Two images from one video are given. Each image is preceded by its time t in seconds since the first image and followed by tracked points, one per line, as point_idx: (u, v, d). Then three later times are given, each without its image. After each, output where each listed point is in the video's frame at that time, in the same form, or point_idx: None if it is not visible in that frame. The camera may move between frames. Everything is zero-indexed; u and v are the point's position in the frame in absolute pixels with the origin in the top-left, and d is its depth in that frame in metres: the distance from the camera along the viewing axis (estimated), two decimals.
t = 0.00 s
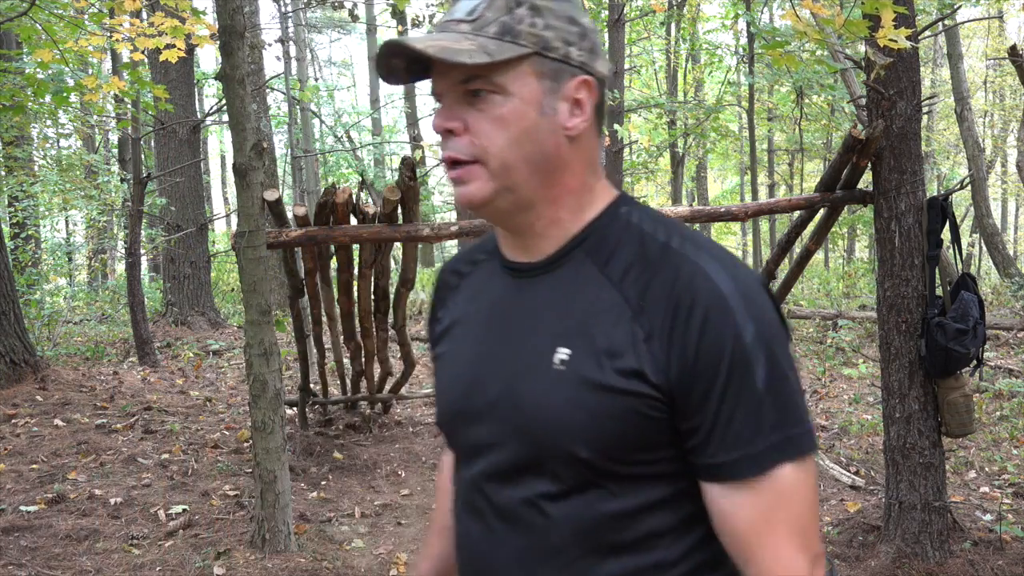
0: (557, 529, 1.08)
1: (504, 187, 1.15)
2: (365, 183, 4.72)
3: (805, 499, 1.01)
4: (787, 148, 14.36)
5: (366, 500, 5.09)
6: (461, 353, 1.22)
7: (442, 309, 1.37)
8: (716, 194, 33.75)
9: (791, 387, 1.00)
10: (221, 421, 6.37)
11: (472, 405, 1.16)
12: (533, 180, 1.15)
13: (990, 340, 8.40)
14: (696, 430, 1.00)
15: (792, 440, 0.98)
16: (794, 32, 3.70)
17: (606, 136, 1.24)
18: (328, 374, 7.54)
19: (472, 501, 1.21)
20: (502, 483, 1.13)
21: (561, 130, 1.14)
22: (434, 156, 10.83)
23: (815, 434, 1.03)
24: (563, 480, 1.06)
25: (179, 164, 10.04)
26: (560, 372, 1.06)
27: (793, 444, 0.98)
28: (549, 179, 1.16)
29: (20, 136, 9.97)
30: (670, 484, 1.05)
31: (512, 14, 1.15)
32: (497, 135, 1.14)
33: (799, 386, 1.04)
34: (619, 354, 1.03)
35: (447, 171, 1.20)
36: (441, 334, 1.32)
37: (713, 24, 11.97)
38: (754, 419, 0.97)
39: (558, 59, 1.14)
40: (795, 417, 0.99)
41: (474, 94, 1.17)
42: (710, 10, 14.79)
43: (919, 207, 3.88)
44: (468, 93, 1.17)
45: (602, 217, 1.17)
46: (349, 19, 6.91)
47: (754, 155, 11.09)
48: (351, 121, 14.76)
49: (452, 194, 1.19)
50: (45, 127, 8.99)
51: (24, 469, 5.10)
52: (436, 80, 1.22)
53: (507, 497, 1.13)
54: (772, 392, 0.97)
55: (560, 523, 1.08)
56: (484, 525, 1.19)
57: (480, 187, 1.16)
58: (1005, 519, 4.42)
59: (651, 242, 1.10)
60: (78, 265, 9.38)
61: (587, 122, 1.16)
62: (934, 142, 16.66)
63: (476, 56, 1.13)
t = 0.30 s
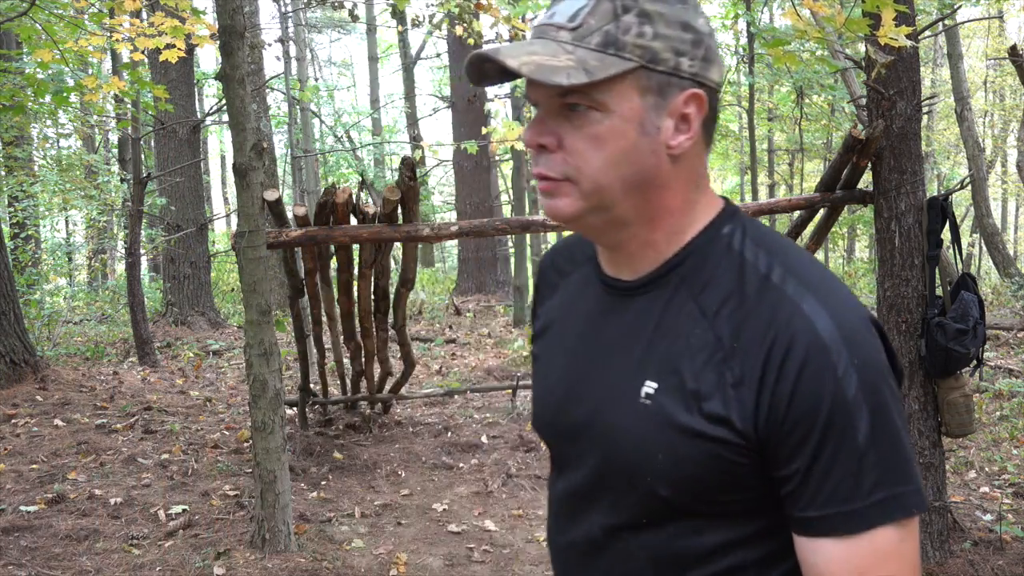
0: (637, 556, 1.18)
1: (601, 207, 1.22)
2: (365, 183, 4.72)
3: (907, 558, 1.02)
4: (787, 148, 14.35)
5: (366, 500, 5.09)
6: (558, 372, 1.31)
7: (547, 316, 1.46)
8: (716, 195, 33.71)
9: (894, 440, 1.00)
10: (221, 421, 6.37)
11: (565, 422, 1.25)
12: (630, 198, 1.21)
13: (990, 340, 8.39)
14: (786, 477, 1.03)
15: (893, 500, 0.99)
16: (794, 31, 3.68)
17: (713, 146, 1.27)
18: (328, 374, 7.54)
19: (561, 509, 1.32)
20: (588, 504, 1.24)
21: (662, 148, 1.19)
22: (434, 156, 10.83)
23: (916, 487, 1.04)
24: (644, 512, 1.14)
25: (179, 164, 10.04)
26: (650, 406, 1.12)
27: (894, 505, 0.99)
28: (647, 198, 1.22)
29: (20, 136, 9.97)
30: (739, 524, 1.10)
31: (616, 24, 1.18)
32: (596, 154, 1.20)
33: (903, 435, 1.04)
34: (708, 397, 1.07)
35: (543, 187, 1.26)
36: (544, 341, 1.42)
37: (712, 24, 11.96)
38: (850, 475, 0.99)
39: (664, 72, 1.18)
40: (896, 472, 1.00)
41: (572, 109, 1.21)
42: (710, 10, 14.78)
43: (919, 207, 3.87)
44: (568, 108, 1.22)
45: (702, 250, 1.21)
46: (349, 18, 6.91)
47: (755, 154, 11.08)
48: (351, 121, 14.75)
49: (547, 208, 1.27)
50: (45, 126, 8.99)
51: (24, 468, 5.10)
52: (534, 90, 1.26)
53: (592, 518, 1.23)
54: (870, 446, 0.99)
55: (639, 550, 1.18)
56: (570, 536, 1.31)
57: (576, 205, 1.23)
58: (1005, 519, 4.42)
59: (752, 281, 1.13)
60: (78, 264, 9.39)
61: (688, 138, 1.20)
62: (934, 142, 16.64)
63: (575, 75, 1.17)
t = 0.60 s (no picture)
0: (627, 519, 1.28)
1: (628, 181, 1.32)
2: (365, 183, 4.71)
3: (878, 560, 1.02)
4: (787, 148, 14.35)
5: (366, 500, 5.09)
6: (592, 343, 1.41)
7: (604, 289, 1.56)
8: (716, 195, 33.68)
9: (869, 443, 0.99)
10: (222, 421, 6.37)
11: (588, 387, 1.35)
12: (656, 177, 1.30)
13: (991, 340, 8.39)
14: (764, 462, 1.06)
15: (861, 500, 0.99)
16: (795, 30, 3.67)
17: (760, 138, 1.29)
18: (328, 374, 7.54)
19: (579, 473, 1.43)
20: (595, 470, 1.33)
21: (691, 135, 1.26)
22: (434, 157, 10.82)
23: (898, 495, 1.02)
24: (635, 478, 1.23)
25: (179, 164, 10.04)
26: (650, 377, 1.19)
27: (863, 505, 0.99)
28: (674, 180, 1.29)
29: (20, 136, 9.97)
30: (728, 504, 1.15)
31: (656, 12, 1.26)
32: (627, 134, 1.30)
33: (888, 441, 1.02)
34: (699, 376, 1.12)
35: (584, 158, 1.39)
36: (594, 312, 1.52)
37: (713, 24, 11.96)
38: (817, 468, 1.00)
39: (699, 62, 1.23)
40: (866, 474, 0.99)
41: (612, 90, 1.31)
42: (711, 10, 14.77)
43: (920, 207, 3.87)
44: (608, 87, 1.32)
45: (721, 242, 1.25)
46: (349, 18, 6.91)
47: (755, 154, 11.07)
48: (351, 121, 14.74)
49: (585, 178, 1.39)
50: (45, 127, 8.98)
51: (25, 468, 5.10)
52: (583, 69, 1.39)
53: (597, 482, 1.33)
54: (839, 444, 0.99)
55: (630, 515, 1.27)
56: (581, 496, 1.42)
57: (608, 178, 1.34)
58: (1005, 519, 4.42)
59: (759, 272, 1.15)
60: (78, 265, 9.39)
61: (719, 130, 1.25)
62: (934, 141, 16.62)
63: (602, 54, 1.29)
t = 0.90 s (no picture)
0: (610, 472, 1.40)
1: (625, 169, 1.43)
2: (365, 183, 4.71)
3: (807, 500, 1.10)
4: (787, 148, 14.34)
5: (366, 500, 5.09)
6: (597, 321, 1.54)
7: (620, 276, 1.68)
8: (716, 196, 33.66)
9: (800, 393, 1.08)
10: (222, 421, 6.37)
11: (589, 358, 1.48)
12: (648, 167, 1.40)
13: (991, 339, 8.39)
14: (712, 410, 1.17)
15: (788, 442, 1.08)
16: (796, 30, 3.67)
17: (748, 138, 1.37)
18: (328, 374, 7.55)
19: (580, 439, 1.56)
20: (589, 432, 1.46)
21: (680, 130, 1.35)
22: (434, 157, 10.82)
23: (827, 442, 1.10)
24: (613, 431, 1.35)
25: (179, 164, 10.04)
26: (627, 339, 1.32)
27: (790, 447, 1.08)
28: (664, 170, 1.40)
29: (20, 137, 9.96)
30: (692, 454, 1.27)
31: (657, 21, 1.36)
32: (624, 127, 1.41)
33: (822, 395, 1.11)
34: (663, 334, 1.24)
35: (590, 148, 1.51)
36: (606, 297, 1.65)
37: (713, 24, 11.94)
38: (752, 412, 1.10)
39: (689, 65, 1.33)
40: (794, 419, 1.08)
41: (615, 86, 1.43)
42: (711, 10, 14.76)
43: (920, 207, 3.88)
44: (613, 85, 1.43)
45: (697, 224, 1.35)
46: (349, 18, 6.90)
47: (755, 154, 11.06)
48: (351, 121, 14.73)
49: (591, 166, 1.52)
50: (45, 126, 8.97)
51: (25, 468, 5.10)
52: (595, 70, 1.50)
53: (590, 442, 1.46)
54: (772, 391, 1.08)
55: (612, 468, 1.40)
56: (580, 459, 1.55)
57: (607, 166, 1.46)
58: (1005, 519, 4.42)
59: (722, 244, 1.26)
60: (78, 265, 9.39)
61: (706, 125, 1.33)
62: (935, 141, 16.60)
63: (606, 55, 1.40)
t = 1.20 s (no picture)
0: (611, 460, 1.51)
1: (606, 190, 1.57)
2: (365, 183, 4.71)
3: (792, 461, 1.20)
4: (787, 148, 14.34)
5: (366, 500, 5.09)
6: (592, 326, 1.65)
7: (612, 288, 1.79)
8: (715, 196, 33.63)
9: (776, 363, 1.19)
10: (222, 421, 6.38)
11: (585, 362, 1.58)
12: (627, 183, 1.53)
13: (991, 340, 8.39)
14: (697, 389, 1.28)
15: (769, 408, 1.18)
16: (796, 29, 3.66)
17: (712, 147, 1.48)
18: (328, 374, 7.55)
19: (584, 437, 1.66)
20: (591, 427, 1.57)
21: (650, 147, 1.48)
22: (434, 157, 10.82)
23: (805, 408, 1.19)
24: (613, 422, 1.45)
25: (179, 164, 10.05)
26: (619, 334, 1.43)
27: (771, 413, 1.18)
28: (640, 184, 1.52)
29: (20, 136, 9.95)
30: (682, 436, 1.37)
31: (617, 54, 1.51)
32: (600, 150, 1.54)
33: (798, 366, 1.21)
34: (650, 325, 1.35)
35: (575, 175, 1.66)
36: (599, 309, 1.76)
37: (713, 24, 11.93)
38: (733, 383, 1.20)
39: (649, 89, 1.46)
40: (773, 386, 1.18)
41: (588, 117, 1.57)
42: (711, 10, 14.74)
43: (920, 207, 3.88)
44: (587, 115, 1.58)
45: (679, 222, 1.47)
46: (349, 18, 6.90)
47: (755, 154, 11.05)
48: (351, 121, 14.72)
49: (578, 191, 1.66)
50: (45, 126, 8.96)
51: (25, 468, 5.10)
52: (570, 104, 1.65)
53: (593, 437, 1.57)
54: (751, 364, 1.19)
55: (613, 456, 1.50)
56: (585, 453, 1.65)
57: (591, 187, 1.59)
58: (1005, 519, 4.42)
59: (702, 237, 1.39)
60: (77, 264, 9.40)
61: (670, 140, 1.46)
62: (935, 141, 16.58)
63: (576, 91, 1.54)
